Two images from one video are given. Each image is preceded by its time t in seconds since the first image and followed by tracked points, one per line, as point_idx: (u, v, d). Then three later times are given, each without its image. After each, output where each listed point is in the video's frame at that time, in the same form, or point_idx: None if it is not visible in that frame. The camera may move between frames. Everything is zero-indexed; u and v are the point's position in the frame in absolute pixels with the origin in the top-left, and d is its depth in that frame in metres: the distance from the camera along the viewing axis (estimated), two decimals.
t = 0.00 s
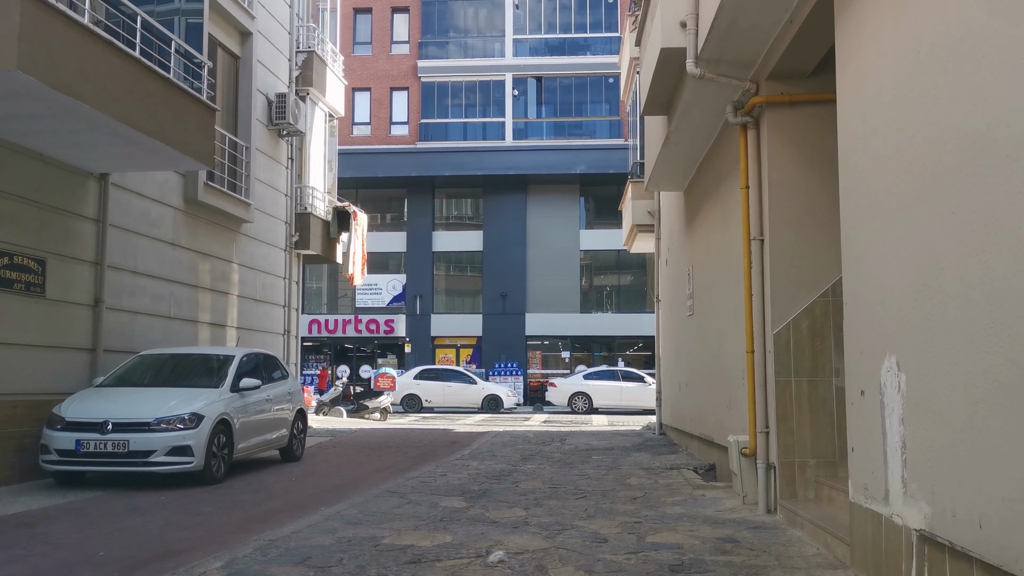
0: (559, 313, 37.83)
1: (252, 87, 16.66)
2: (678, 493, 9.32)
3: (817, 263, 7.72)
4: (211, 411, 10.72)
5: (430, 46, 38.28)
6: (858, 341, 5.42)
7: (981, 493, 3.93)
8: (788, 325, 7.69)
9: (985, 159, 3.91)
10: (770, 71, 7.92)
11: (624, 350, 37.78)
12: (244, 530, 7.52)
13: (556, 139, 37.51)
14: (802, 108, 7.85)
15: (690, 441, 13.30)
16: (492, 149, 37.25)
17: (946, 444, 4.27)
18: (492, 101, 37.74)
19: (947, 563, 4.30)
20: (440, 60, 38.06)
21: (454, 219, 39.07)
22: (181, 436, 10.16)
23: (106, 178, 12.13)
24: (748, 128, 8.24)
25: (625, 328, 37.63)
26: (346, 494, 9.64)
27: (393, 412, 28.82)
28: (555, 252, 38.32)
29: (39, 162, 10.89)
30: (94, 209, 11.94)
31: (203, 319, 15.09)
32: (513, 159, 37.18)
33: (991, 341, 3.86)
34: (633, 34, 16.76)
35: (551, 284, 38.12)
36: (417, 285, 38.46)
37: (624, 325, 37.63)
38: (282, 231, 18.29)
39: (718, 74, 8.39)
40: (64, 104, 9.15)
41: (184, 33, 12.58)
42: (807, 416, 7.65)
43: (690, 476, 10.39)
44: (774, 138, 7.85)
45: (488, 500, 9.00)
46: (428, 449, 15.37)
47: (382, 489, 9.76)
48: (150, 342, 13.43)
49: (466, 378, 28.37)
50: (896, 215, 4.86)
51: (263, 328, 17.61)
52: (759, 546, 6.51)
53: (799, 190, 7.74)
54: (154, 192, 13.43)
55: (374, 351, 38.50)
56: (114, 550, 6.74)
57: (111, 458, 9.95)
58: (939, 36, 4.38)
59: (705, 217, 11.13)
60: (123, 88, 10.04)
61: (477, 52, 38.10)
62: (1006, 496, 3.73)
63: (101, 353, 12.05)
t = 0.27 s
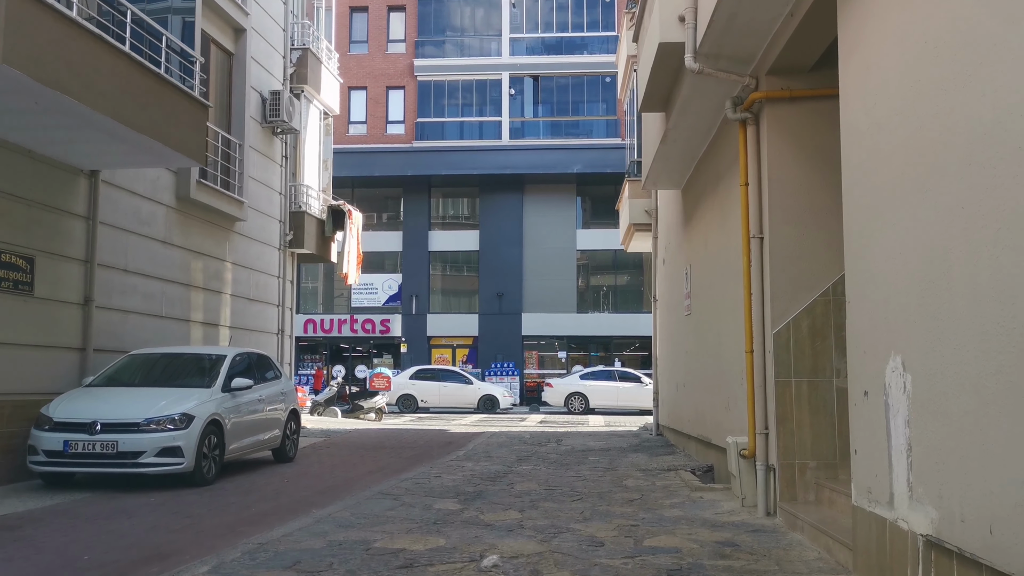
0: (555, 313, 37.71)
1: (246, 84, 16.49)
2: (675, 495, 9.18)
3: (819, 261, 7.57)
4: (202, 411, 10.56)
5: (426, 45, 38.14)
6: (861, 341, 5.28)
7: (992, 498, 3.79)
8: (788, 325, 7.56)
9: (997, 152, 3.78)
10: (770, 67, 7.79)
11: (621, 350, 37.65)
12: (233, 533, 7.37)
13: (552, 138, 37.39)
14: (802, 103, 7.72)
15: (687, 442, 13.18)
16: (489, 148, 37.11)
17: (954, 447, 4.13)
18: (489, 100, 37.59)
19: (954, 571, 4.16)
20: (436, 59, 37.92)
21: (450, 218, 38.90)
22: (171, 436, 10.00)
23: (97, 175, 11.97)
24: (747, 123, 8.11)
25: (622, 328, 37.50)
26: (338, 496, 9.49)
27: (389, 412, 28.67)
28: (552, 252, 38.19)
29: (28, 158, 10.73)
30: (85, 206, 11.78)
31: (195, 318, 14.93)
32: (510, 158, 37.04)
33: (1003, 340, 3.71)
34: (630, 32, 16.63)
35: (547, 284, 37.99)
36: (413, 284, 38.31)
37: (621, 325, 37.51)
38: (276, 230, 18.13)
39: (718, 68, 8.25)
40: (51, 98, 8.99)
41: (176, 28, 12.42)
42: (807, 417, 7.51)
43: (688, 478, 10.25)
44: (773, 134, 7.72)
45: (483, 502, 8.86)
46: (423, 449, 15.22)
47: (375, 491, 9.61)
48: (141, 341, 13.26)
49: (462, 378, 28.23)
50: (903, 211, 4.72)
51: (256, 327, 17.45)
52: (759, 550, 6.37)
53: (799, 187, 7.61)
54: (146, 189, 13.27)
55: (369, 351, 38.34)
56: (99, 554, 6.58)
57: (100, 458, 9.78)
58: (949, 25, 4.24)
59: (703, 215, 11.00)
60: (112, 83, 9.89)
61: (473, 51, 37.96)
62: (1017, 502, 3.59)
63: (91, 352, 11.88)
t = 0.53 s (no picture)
0: (553, 313, 37.55)
1: (240, 81, 16.32)
2: (674, 497, 9.02)
3: (822, 259, 7.42)
4: (194, 412, 10.40)
5: (423, 44, 37.96)
6: (868, 341, 5.13)
7: (1006, 505, 3.64)
8: (790, 324, 7.40)
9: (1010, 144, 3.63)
10: (772, 61, 7.64)
11: (619, 350, 37.50)
12: (223, 537, 7.22)
13: (550, 137, 37.23)
14: (804, 98, 7.57)
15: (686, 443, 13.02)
16: (487, 147, 36.94)
17: (966, 451, 3.98)
18: (486, 99, 37.42)
19: None
20: (433, 57, 37.75)
21: (447, 218, 38.73)
22: (162, 438, 9.84)
23: (88, 173, 11.81)
24: (748, 119, 7.97)
25: (620, 328, 37.35)
26: (332, 499, 9.34)
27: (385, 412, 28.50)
28: (549, 252, 38.02)
29: (17, 156, 10.56)
30: (76, 204, 11.62)
31: (189, 318, 14.76)
32: (508, 157, 36.87)
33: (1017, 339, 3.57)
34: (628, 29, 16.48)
35: (545, 284, 37.83)
36: (411, 284, 38.13)
37: (618, 325, 37.35)
38: (271, 229, 17.96)
39: (718, 63, 8.10)
40: (38, 92, 8.83)
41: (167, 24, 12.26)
42: (809, 418, 7.36)
43: (688, 480, 10.10)
44: (774, 129, 7.58)
45: (479, 504, 8.70)
46: (419, 450, 15.05)
47: (370, 493, 9.45)
48: (133, 341, 13.09)
49: (459, 379, 28.07)
50: (912, 206, 4.57)
51: (251, 327, 17.28)
52: (761, 555, 6.22)
53: (801, 183, 7.47)
54: (139, 187, 13.11)
55: (366, 351, 38.16)
56: (84, 559, 6.42)
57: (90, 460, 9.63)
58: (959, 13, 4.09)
59: (702, 213, 10.84)
60: (100, 78, 9.72)
61: (470, 49, 37.78)
62: None
63: (82, 352, 11.71)
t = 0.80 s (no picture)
0: (552, 314, 37.39)
1: (236, 78, 16.15)
2: (676, 500, 8.86)
3: (827, 256, 7.25)
4: (188, 414, 10.22)
5: (422, 44, 37.80)
6: (878, 341, 4.96)
7: None
8: (795, 323, 7.24)
9: None
10: (775, 55, 7.47)
11: (618, 350, 37.33)
12: (215, 542, 7.05)
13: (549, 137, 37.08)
14: (809, 92, 7.41)
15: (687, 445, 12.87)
16: (486, 147, 36.77)
17: (984, 455, 3.82)
18: (485, 99, 37.26)
19: None
20: (432, 57, 37.60)
21: (446, 218, 38.54)
22: (155, 440, 9.67)
23: (81, 170, 11.64)
24: (751, 114, 7.80)
25: (619, 328, 37.19)
26: (328, 502, 9.17)
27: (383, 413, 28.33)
28: (549, 251, 37.87)
29: (8, 153, 10.39)
30: (68, 202, 11.45)
31: (184, 318, 14.58)
32: (507, 157, 36.70)
33: None
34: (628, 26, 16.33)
35: (544, 283, 37.68)
36: (409, 284, 37.96)
37: (618, 325, 37.19)
38: (267, 228, 17.79)
39: (720, 57, 7.93)
40: (28, 87, 8.66)
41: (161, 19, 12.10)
42: (815, 420, 7.19)
43: (689, 482, 9.93)
44: (778, 124, 7.42)
45: (477, 507, 8.53)
46: (417, 452, 14.88)
47: (366, 496, 9.29)
48: (127, 341, 12.92)
49: (458, 379, 27.90)
50: (924, 201, 4.41)
51: (247, 327, 17.11)
52: (766, 560, 6.06)
53: (806, 179, 7.31)
54: (133, 185, 12.94)
55: (365, 352, 37.98)
56: (71, 565, 6.26)
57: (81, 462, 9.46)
58: None
59: (704, 211, 10.67)
60: (92, 73, 9.56)
61: (469, 49, 37.62)
62: None
63: (74, 352, 11.55)
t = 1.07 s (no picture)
0: (551, 313, 37.21)
1: (231, 74, 15.96)
2: (677, 501, 8.68)
3: (832, 253, 7.09)
4: (180, 414, 10.04)
5: (421, 41, 37.59)
6: (888, 338, 4.79)
7: None
8: (800, 321, 7.06)
9: None
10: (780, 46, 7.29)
11: (617, 349, 37.15)
12: (206, 545, 6.88)
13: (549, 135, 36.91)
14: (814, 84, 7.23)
15: (688, 444, 12.70)
16: (485, 145, 36.57)
17: (1002, 456, 3.65)
18: (484, 97, 37.07)
19: None
20: (430, 54, 37.41)
21: (445, 217, 38.33)
22: (147, 440, 9.49)
23: (72, 166, 11.47)
24: (755, 107, 7.63)
25: (619, 327, 37.00)
26: (322, 503, 9.00)
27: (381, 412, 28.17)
28: (548, 250, 37.69)
29: None
30: (60, 199, 11.28)
31: (178, 316, 14.40)
32: (506, 155, 36.50)
33: None
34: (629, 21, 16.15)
35: (543, 282, 37.51)
36: (407, 283, 37.78)
37: (617, 324, 37.01)
38: (263, 225, 17.61)
39: (723, 49, 7.75)
40: (15, 80, 8.48)
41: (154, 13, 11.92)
42: (819, 420, 7.02)
43: (690, 483, 9.76)
44: (782, 117, 7.25)
45: (474, 509, 8.36)
46: (415, 452, 14.70)
47: (362, 497, 9.12)
48: (120, 339, 12.74)
49: (457, 378, 27.72)
50: (938, 192, 4.24)
51: (243, 326, 16.93)
52: (771, 564, 5.89)
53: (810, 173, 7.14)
54: (126, 181, 12.76)
55: (363, 351, 37.79)
56: (55, 569, 6.08)
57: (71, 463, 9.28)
58: None
59: (705, 208, 10.49)
60: (83, 66, 9.37)
61: (468, 46, 37.42)
62: None
63: (66, 351, 11.37)
